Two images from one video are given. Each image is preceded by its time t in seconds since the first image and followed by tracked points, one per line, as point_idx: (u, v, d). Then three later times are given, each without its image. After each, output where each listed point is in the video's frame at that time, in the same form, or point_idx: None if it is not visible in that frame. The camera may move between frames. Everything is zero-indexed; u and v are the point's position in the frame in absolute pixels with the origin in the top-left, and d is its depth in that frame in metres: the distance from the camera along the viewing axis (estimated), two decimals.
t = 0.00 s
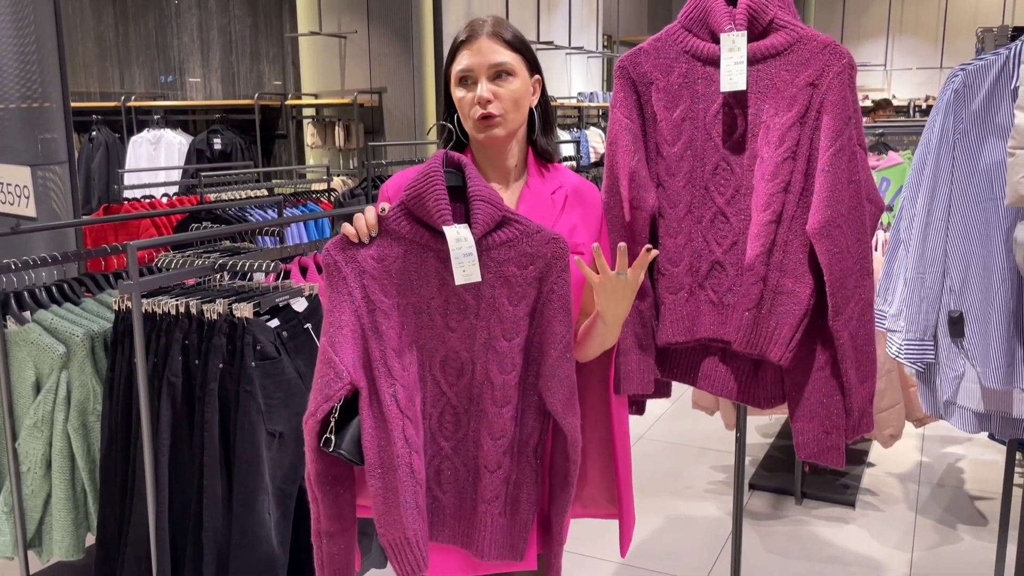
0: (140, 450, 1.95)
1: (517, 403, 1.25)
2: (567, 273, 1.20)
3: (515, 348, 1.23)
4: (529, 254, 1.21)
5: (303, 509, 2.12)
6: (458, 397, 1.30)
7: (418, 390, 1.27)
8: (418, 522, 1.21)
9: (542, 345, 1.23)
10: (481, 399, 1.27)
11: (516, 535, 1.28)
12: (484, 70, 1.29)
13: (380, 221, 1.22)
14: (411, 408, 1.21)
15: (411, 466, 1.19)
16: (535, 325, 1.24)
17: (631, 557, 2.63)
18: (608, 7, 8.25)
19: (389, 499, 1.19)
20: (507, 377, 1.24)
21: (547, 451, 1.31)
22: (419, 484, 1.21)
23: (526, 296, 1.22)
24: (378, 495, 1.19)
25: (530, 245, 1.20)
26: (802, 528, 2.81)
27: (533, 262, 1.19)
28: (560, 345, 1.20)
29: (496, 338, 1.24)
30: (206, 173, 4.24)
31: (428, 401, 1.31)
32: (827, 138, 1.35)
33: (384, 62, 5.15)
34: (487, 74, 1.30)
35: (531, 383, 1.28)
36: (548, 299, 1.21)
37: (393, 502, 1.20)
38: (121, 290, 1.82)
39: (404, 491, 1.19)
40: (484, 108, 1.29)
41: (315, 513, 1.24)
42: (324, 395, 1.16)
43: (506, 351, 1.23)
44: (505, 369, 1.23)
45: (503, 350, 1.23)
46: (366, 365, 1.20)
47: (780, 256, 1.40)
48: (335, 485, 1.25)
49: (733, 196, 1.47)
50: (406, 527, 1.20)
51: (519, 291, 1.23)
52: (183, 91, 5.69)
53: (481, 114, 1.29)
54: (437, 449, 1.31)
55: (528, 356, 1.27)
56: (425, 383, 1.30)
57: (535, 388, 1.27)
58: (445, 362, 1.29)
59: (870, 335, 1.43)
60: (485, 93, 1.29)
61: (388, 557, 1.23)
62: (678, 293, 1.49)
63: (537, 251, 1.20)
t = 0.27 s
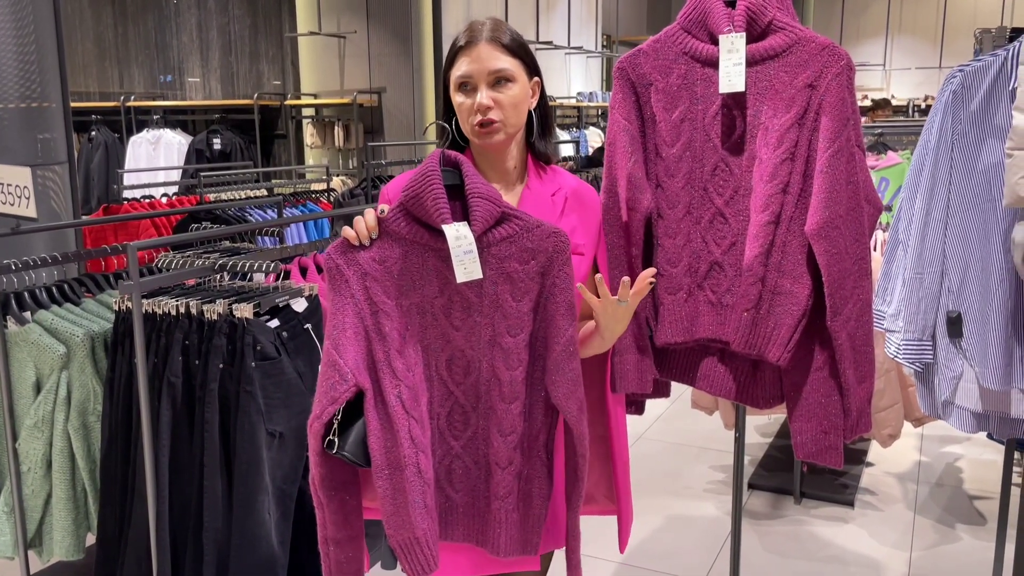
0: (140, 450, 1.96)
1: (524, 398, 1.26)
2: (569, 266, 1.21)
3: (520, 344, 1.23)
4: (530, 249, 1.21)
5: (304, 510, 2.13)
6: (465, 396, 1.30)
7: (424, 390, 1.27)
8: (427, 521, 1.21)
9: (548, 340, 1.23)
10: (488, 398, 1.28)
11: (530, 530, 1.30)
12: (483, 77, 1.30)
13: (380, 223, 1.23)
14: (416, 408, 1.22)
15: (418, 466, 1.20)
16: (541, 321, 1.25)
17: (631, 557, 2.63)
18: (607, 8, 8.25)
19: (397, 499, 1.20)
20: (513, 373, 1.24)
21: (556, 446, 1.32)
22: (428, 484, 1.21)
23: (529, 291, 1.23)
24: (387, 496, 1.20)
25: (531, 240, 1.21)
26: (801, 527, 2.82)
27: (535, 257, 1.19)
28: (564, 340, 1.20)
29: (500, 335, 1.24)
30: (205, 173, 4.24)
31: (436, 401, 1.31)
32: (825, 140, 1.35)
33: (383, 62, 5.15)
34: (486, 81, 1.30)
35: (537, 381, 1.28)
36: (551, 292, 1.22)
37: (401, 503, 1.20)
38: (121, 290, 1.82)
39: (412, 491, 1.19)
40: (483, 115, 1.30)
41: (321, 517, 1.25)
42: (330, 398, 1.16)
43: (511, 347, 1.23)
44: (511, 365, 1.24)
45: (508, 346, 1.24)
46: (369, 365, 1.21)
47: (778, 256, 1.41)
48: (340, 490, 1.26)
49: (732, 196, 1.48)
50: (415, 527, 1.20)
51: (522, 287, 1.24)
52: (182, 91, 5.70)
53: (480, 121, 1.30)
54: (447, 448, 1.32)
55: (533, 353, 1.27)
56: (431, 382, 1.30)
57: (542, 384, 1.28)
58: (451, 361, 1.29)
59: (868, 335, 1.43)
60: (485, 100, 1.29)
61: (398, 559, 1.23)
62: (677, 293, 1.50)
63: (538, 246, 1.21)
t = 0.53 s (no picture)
0: (140, 450, 1.96)
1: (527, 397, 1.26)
2: (569, 264, 1.21)
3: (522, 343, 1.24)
4: (530, 248, 1.22)
5: (304, 509, 2.13)
6: (468, 396, 1.30)
7: (426, 390, 1.27)
8: (429, 520, 1.22)
9: (549, 338, 1.24)
10: (491, 398, 1.28)
11: (534, 527, 1.30)
12: (480, 81, 1.30)
13: (380, 223, 1.23)
14: (418, 407, 1.23)
15: (421, 465, 1.20)
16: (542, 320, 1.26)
17: (631, 556, 2.64)
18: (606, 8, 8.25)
19: (400, 498, 1.20)
20: (515, 372, 1.24)
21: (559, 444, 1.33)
22: (430, 483, 1.21)
23: (530, 290, 1.23)
24: (389, 495, 1.20)
25: (531, 239, 1.21)
26: (800, 527, 2.82)
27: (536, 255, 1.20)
28: (563, 338, 1.21)
29: (502, 334, 1.24)
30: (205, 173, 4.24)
31: (438, 401, 1.31)
32: (823, 139, 1.35)
33: (382, 62, 5.15)
34: (483, 85, 1.31)
35: (539, 380, 1.28)
36: (551, 291, 1.23)
37: (403, 502, 1.20)
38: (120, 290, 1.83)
39: (414, 490, 1.20)
40: (481, 119, 1.31)
41: (323, 517, 1.25)
42: (332, 399, 1.16)
43: (513, 346, 1.24)
44: (513, 364, 1.24)
45: (511, 345, 1.24)
46: (371, 365, 1.21)
47: (777, 256, 1.41)
48: (344, 491, 1.26)
49: (731, 196, 1.48)
50: (418, 527, 1.21)
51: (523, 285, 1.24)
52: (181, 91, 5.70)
53: (478, 125, 1.31)
54: (451, 448, 1.32)
55: (534, 352, 1.27)
56: (434, 382, 1.30)
57: (544, 382, 1.28)
58: (453, 361, 1.29)
59: (867, 335, 1.43)
60: (483, 104, 1.30)
61: (400, 558, 1.24)
62: (676, 293, 1.50)
63: (538, 244, 1.21)
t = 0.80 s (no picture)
0: (138, 449, 1.96)
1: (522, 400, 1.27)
2: (566, 268, 1.21)
3: (518, 346, 1.24)
4: (528, 251, 1.22)
5: (303, 509, 2.13)
6: (463, 399, 1.30)
7: (421, 391, 1.27)
8: (425, 521, 1.22)
9: (545, 341, 1.24)
10: (486, 399, 1.28)
11: (528, 532, 1.30)
12: (483, 76, 1.30)
13: (379, 223, 1.23)
14: (414, 407, 1.23)
15: (416, 466, 1.20)
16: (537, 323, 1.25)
17: (629, 556, 2.64)
18: (606, 7, 8.24)
19: (394, 499, 1.21)
20: (511, 375, 1.25)
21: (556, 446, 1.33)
22: (425, 483, 1.21)
23: (527, 293, 1.23)
24: (384, 496, 1.21)
25: (529, 242, 1.21)
26: (798, 526, 2.83)
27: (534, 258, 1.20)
28: (559, 340, 1.21)
29: (499, 337, 1.25)
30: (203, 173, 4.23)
31: (434, 402, 1.31)
32: (822, 139, 1.35)
33: (381, 62, 5.15)
34: (486, 80, 1.30)
35: (535, 382, 1.29)
36: (548, 295, 1.22)
37: (398, 502, 1.21)
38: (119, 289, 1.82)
39: (409, 491, 1.20)
40: (483, 113, 1.30)
41: (320, 517, 1.25)
42: (328, 398, 1.16)
43: (509, 349, 1.24)
44: (509, 367, 1.25)
45: (506, 348, 1.24)
46: (368, 366, 1.22)
47: (776, 255, 1.41)
48: (339, 489, 1.26)
49: (730, 196, 1.48)
50: (412, 527, 1.21)
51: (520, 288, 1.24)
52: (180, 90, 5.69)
53: (479, 119, 1.31)
54: (445, 450, 1.32)
55: (531, 354, 1.28)
56: (430, 384, 1.30)
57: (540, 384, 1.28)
58: (449, 364, 1.30)
59: (865, 335, 1.44)
60: (485, 99, 1.29)
61: (395, 557, 1.24)
62: (674, 293, 1.50)
63: (536, 248, 1.21)
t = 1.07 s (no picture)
0: (137, 451, 1.96)
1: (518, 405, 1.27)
2: (563, 275, 1.21)
3: (515, 352, 1.24)
4: (526, 257, 1.22)
5: (301, 510, 2.13)
6: (459, 403, 1.30)
7: (417, 395, 1.28)
8: (415, 524, 1.22)
9: (541, 346, 1.24)
10: (484, 403, 1.28)
11: (524, 536, 1.31)
12: (492, 71, 1.30)
13: (377, 228, 1.23)
14: (410, 412, 1.23)
15: (408, 470, 1.21)
16: (534, 326, 1.25)
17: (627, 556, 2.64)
18: (604, 8, 8.24)
19: (387, 502, 1.21)
20: (508, 380, 1.25)
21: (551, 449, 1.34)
22: (417, 487, 1.22)
23: (524, 299, 1.23)
24: (377, 498, 1.21)
25: (527, 248, 1.21)
26: (797, 526, 2.83)
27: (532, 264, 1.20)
28: (555, 347, 1.21)
29: (495, 342, 1.25)
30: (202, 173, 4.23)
31: (430, 407, 1.31)
32: (819, 141, 1.36)
33: (380, 62, 5.15)
34: (495, 75, 1.31)
35: (530, 386, 1.29)
36: (545, 302, 1.22)
37: (391, 505, 1.21)
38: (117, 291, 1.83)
39: (402, 495, 1.20)
40: (491, 107, 1.30)
41: (314, 518, 1.26)
42: (324, 402, 1.17)
43: (506, 354, 1.24)
44: (505, 372, 1.24)
45: (503, 353, 1.24)
46: (364, 371, 1.22)
47: (774, 257, 1.42)
48: (333, 491, 1.26)
49: (728, 198, 1.49)
50: (403, 531, 1.21)
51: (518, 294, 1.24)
52: (179, 91, 5.62)
53: (487, 112, 1.30)
54: (441, 454, 1.32)
55: (527, 358, 1.28)
56: (426, 388, 1.30)
57: (535, 389, 1.28)
58: (445, 368, 1.30)
59: (863, 336, 1.44)
60: (495, 93, 1.29)
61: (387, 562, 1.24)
62: (673, 295, 1.50)
63: (534, 254, 1.21)
